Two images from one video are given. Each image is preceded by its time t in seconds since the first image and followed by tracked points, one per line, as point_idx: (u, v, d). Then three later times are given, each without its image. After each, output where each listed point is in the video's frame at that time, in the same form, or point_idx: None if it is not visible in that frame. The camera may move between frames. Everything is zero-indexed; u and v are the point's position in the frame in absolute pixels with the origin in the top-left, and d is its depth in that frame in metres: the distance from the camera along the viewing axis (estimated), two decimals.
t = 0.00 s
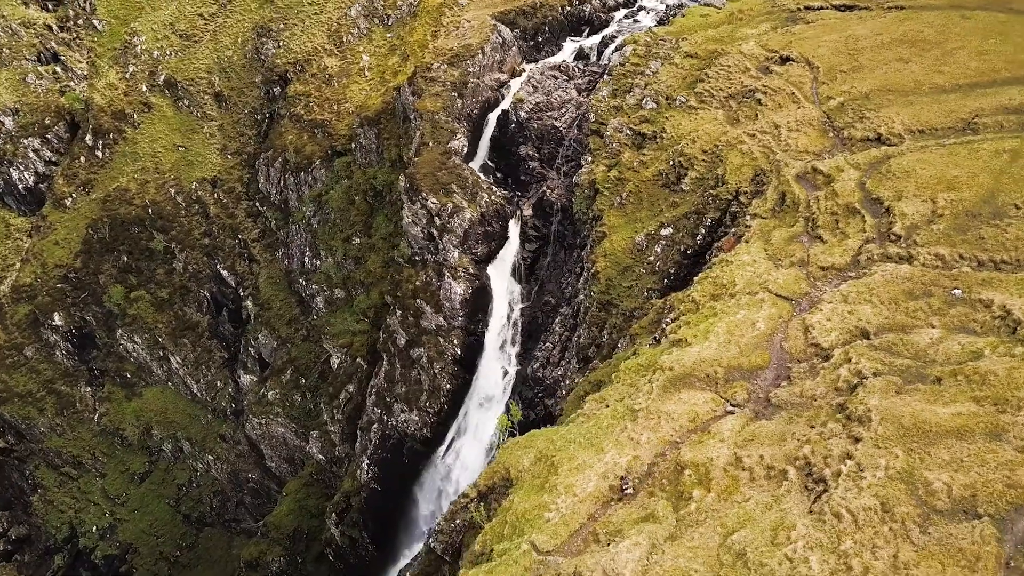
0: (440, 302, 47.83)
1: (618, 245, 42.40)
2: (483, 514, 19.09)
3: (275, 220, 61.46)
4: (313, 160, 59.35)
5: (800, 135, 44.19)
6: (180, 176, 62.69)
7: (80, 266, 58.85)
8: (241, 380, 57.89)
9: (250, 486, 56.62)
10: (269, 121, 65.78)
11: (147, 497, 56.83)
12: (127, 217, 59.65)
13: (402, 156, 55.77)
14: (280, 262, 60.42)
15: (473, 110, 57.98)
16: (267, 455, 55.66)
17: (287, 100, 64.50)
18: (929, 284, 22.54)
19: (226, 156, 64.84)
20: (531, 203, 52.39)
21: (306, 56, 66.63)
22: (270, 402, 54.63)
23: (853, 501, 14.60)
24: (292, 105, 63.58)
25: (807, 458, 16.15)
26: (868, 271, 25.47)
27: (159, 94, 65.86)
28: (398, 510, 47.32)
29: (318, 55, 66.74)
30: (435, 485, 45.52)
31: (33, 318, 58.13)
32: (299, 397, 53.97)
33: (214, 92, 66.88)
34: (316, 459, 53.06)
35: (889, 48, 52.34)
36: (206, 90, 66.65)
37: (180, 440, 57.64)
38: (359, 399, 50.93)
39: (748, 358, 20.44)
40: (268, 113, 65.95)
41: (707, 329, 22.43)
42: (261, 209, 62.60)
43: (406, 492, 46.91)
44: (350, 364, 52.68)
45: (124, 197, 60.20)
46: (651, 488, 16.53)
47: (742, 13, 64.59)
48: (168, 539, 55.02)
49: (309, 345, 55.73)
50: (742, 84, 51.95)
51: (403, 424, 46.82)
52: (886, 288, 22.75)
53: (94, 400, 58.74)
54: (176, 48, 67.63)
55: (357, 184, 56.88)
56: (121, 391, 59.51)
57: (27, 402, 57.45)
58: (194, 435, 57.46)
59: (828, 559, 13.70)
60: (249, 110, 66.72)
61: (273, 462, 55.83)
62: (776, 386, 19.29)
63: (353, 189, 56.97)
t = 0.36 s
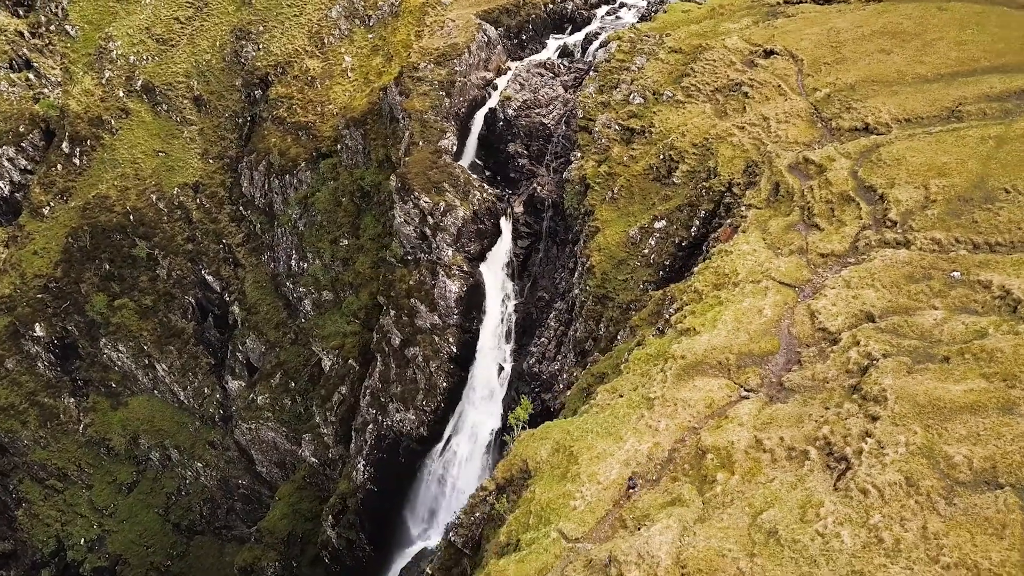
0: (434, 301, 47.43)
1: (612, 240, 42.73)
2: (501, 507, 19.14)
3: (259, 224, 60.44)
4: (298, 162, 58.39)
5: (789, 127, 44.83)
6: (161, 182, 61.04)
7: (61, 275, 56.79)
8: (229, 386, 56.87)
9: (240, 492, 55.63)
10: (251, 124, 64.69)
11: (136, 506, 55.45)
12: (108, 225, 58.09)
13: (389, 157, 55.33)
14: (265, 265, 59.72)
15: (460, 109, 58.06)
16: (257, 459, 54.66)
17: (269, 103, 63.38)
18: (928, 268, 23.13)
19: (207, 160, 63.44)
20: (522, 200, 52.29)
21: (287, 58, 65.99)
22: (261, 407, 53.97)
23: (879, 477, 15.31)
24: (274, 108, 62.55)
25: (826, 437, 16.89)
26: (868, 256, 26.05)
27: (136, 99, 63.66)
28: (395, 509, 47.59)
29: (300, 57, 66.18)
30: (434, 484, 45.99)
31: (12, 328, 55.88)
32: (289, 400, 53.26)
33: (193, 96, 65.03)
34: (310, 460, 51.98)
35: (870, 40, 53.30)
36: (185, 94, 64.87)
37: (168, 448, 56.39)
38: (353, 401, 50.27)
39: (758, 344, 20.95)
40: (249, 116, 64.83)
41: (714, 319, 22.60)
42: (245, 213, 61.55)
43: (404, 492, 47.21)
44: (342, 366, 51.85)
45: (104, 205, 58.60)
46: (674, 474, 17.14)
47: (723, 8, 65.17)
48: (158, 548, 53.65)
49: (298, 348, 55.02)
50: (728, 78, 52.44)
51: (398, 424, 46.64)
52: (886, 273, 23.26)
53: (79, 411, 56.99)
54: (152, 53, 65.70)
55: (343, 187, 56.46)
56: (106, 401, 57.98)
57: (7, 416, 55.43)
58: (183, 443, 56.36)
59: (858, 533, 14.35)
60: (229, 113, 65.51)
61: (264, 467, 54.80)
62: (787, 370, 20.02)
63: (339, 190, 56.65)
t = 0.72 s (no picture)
0: (431, 299, 47.29)
1: (607, 234, 42.99)
2: (520, 497, 19.33)
3: (247, 227, 59.78)
4: (286, 164, 57.57)
5: (781, 119, 45.38)
6: (146, 187, 60.19)
7: (45, 283, 55.66)
8: (220, 391, 56.46)
9: (233, 497, 55.23)
10: (235, 127, 63.61)
11: (127, 515, 54.69)
12: (93, 232, 56.87)
13: (380, 157, 54.59)
14: (254, 268, 59.23)
15: (451, 108, 57.66)
16: (250, 464, 54.36)
17: (254, 106, 62.18)
18: (928, 251, 23.66)
19: (192, 163, 62.66)
20: (516, 196, 52.03)
21: (271, 59, 64.26)
22: (253, 411, 53.17)
23: (900, 453, 16.20)
24: (259, 110, 61.59)
25: (843, 419, 17.72)
26: (867, 243, 26.58)
27: (117, 104, 62.37)
28: (395, 508, 47.47)
29: (284, 59, 64.46)
30: (433, 482, 45.98)
31: None
32: (282, 403, 52.66)
33: (175, 100, 63.93)
34: (306, 463, 51.14)
35: (855, 32, 54.05)
36: (167, 98, 63.71)
37: (159, 455, 55.58)
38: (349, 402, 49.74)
39: (768, 330, 21.60)
40: (233, 118, 63.78)
41: (721, 308, 22.98)
42: (231, 217, 60.81)
43: (403, 490, 47.15)
44: (336, 367, 51.16)
45: (88, 211, 57.44)
46: (693, 458, 17.82)
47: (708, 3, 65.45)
48: (150, 557, 52.67)
49: (289, 351, 54.56)
50: (717, 72, 52.94)
51: (396, 423, 46.57)
52: (886, 258, 23.78)
53: (67, 420, 56.35)
54: (133, 57, 64.02)
55: (332, 188, 55.91)
56: (94, 409, 57.29)
57: None
58: (174, 449, 55.44)
59: (884, 508, 15.27)
60: (213, 116, 64.46)
61: (257, 471, 54.36)
62: (797, 354, 20.78)
63: (328, 192, 55.93)
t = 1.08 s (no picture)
0: (426, 297, 46.72)
1: (601, 227, 43.20)
2: (538, 486, 19.96)
3: (234, 230, 58.61)
4: (272, 166, 56.55)
5: (770, 109, 46.03)
6: (129, 194, 58.25)
7: (28, 293, 54.19)
8: (210, 397, 55.66)
9: (225, 503, 55.11)
10: (219, 130, 62.14)
11: (118, 526, 53.72)
12: (75, 240, 55.09)
13: (369, 157, 53.93)
14: (241, 273, 57.97)
15: (439, 106, 56.92)
16: (241, 469, 53.88)
17: (237, 109, 60.76)
18: (924, 233, 24.50)
19: (175, 169, 60.80)
20: (507, 193, 52.57)
21: (253, 62, 62.74)
22: (245, 416, 52.55)
23: (918, 427, 17.42)
24: (243, 113, 60.23)
25: (856, 396, 19.09)
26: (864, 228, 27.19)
27: (96, 110, 60.18)
28: (393, 508, 46.98)
29: (267, 61, 63.14)
30: (432, 479, 45.55)
31: None
32: (274, 407, 52.19)
33: (156, 105, 62.10)
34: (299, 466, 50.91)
35: (836, 23, 54.92)
36: (147, 103, 61.85)
37: (150, 464, 54.94)
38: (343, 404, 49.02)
39: (775, 315, 22.99)
40: (216, 122, 62.39)
41: (727, 293, 24.12)
42: (217, 221, 59.54)
43: (401, 489, 46.67)
44: (330, 368, 50.34)
45: (70, 219, 55.54)
46: (711, 441, 19.13)
47: None
48: (143, 567, 52.39)
49: (280, 354, 53.78)
50: (703, 65, 53.30)
51: (393, 422, 45.99)
52: (885, 241, 24.58)
53: (53, 430, 55.07)
54: (110, 62, 61.88)
55: (320, 189, 54.92)
56: (81, 419, 56.02)
57: None
58: (165, 458, 54.87)
59: (907, 479, 16.53)
60: (195, 121, 62.69)
61: (248, 476, 54.06)
62: (804, 337, 22.18)
63: (316, 194, 55.11)
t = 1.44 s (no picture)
0: (421, 294, 46.33)
1: (593, 221, 43.52)
2: (554, 474, 20.89)
3: (219, 234, 57.53)
4: (257, 169, 55.81)
5: (756, 101, 46.72)
6: (110, 200, 57.01)
7: (8, 303, 53.40)
8: (198, 403, 54.42)
9: (217, 508, 53.76)
10: (200, 134, 60.49)
11: (106, 537, 52.28)
12: (55, 248, 54.30)
13: (356, 157, 53.38)
14: (227, 276, 56.91)
15: (426, 104, 56.13)
16: (233, 474, 52.85)
17: (219, 113, 59.43)
18: (917, 216, 25.47)
19: (156, 174, 59.35)
20: (497, 189, 52.32)
21: (235, 65, 61.29)
22: (234, 420, 51.79)
23: (929, 401, 18.55)
24: (224, 116, 59.05)
25: (865, 372, 20.09)
26: (857, 214, 27.79)
27: (74, 116, 58.77)
28: (389, 507, 46.73)
29: (248, 64, 61.66)
30: (429, 476, 45.44)
31: None
32: (265, 411, 51.59)
33: (135, 111, 60.26)
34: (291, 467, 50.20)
35: (817, 16, 55.80)
36: (125, 109, 60.01)
37: (139, 472, 53.78)
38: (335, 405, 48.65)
39: (778, 299, 23.97)
40: (196, 126, 60.69)
41: (730, 280, 24.99)
42: (201, 225, 58.45)
43: (398, 488, 46.47)
44: (321, 370, 49.80)
45: (50, 227, 54.70)
46: (725, 423, 20.12)
47: None
48: None
49: (267, 358, 53.11)
50: (688, 59, 53.81)
51: (389, 421, 45.57)
52: (880, 224, 25.53)
53: (37, 442, 54.28)
54: (87, 68, 60.15)
55: (306, 192, 54.40)
56: (67, 430, 54.98)
57: None
58: (153, 465, 53.77)
59: (923, 450, 17.67)
60: (176, 125, 60.86)
61: (240, 480, 52.84)
62: (808, 320, 23.16)
63: (302, 196, 54.51)
